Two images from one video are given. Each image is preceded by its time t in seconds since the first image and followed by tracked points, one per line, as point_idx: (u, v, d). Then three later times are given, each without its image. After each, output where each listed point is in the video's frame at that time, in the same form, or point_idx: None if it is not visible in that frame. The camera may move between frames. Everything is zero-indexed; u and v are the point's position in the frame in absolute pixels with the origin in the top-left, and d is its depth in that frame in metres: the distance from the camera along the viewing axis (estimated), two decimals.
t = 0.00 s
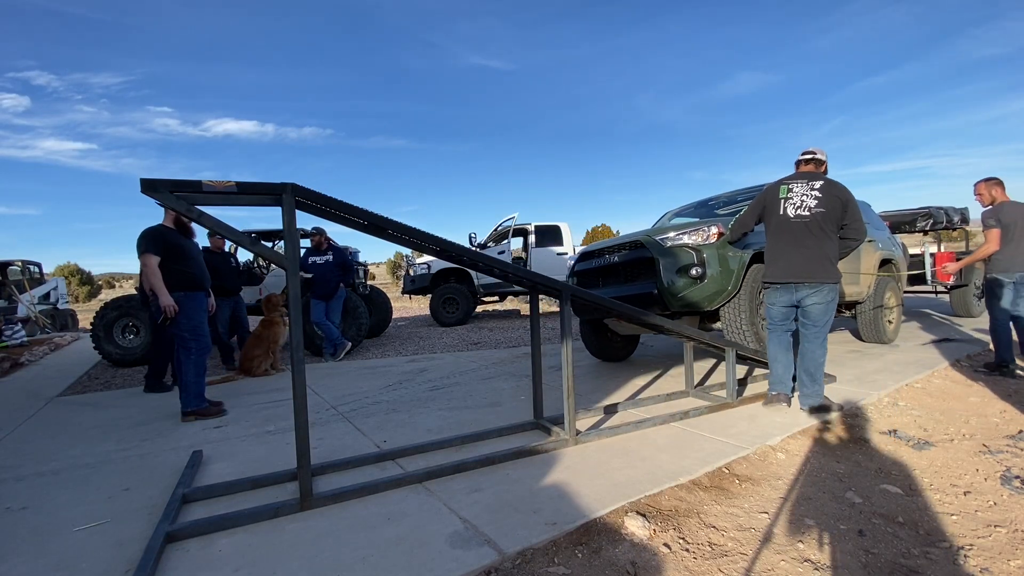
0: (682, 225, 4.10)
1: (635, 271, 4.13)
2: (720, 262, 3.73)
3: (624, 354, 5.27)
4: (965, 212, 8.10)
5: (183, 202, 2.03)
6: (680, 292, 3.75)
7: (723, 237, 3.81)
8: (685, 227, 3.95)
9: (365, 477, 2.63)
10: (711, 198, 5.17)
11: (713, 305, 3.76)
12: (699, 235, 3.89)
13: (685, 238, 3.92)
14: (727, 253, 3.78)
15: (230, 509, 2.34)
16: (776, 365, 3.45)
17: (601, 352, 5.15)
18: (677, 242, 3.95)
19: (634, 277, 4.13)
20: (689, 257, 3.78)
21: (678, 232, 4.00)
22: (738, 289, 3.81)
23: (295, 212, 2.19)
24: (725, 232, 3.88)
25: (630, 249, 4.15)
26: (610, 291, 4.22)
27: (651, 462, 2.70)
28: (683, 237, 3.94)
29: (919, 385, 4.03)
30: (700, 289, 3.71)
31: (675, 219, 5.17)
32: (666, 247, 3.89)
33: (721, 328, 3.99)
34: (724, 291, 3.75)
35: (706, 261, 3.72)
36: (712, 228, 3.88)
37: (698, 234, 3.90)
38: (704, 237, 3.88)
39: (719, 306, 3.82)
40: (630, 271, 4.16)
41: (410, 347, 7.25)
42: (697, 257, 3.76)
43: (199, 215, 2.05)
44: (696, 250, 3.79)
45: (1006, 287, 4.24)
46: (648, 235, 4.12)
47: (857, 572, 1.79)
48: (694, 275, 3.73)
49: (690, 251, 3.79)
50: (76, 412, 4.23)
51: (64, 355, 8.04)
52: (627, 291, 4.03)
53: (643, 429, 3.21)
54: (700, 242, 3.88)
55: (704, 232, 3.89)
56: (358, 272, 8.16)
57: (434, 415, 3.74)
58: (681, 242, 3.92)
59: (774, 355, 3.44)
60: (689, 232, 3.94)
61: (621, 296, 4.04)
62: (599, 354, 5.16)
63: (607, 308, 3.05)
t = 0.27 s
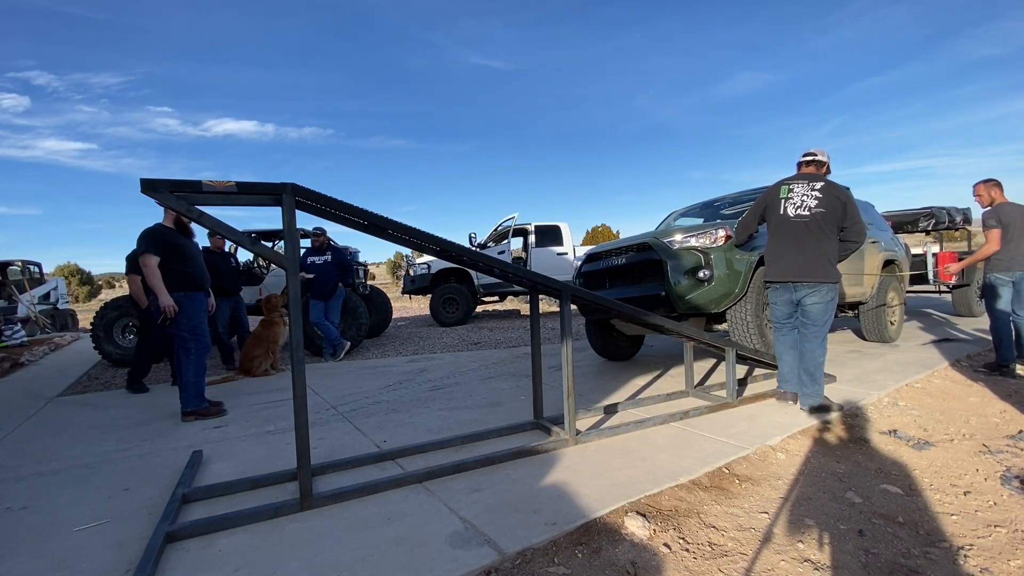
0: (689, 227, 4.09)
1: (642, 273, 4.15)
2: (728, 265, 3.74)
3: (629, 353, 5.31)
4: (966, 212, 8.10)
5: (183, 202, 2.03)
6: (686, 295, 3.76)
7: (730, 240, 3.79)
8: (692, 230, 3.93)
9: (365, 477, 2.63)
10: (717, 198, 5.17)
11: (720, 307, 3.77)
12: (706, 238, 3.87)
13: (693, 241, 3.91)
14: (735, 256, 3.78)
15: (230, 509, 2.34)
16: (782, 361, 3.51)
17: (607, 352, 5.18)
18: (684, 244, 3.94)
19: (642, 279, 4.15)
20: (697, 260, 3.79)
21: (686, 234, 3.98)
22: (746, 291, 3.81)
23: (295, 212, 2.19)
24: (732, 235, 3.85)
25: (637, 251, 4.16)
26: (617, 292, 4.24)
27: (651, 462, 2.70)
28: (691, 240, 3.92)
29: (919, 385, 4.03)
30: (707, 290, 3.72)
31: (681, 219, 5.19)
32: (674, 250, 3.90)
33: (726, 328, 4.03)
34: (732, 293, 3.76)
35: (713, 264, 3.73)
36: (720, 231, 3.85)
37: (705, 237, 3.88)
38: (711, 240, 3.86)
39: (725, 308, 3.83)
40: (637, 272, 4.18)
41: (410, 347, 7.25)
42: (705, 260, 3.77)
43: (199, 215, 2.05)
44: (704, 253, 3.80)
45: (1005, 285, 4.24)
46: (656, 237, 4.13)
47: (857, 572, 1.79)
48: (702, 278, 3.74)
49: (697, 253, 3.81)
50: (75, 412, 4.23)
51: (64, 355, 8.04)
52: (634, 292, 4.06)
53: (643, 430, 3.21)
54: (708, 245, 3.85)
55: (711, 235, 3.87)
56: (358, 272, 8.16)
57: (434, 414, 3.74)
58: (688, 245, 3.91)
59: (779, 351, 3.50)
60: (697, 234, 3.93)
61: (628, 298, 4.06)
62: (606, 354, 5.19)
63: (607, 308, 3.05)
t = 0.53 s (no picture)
0: (694, 228, 4.05)
1: (647, 273, 4.16)
2: (733, 266, 3.73)
3: (632, 352, 5.34)
4: (968, 212, 8.10)
5: (183, 202, 2.03)
6: (691, 296, 3.78)
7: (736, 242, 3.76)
8: (697, 231, 3.91)
9: (365, 477, 2.63)
10: (722, 198, 5.17)
11: (725, 309, 3.77)
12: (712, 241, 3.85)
13: (699, 243, 3.89)
14: (740, 257, 3.76)
15: (230, 509, 2.34)
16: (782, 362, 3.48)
17: (611, 352, 5.22)
18: (689, 245, 3.92)
19: (648, 279, 4.17)
20: (702, 261, 3.79)
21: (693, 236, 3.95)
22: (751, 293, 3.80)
23: (295, 212, 2.19)
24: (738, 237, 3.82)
25: (643, 252, 4.17)
26: (622, 292, 4.25)
27: (651, 462, 2.70)
28: (696, 241, 3.90)
29: (919, 385, 4.03)
30: (712, 291, 3.72)
31: (686, 219, 5.19)
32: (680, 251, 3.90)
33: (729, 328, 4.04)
34: (737, 295, 3.75)
35: (719, 265, 3.72)
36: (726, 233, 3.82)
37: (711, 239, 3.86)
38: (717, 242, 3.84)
39: (731, 310, 3.83)
40: (642, 272, 4.20)
41: (410, 347, 7.25)
42: (710, 261, 3.76)
43: (199, 215, 2.05)
44: (710, 255, 3.79)
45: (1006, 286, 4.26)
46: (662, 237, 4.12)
47: (857, 572, 1.79)
48: (708, 280, 3.74)
49: (703, 254, 3.81)
50: (76, 412, 4.23)
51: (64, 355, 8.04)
52: (640, 293, 4.07)
53: (643, 430, 3.21)
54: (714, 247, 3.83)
55: (717, 237, 3.85)
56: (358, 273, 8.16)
57: (434, 414, 3.74)
58: (694, 246, 3.89)
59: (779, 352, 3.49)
60: (703, 236, 3.90)
61: (633, 299, 4.08)
62: (611, 353, 5.22)
63: (607, 308, 3.04)
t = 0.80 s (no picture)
0: (697, 230, 4.04)
1: (650, 275, 4.17)
2: (736, 269, 3.73)
3: (635, 352, 5.35)
4: (970, 212, 8.10)
5: (183, 202, 2.03)
6: (695, 298, 3.78)
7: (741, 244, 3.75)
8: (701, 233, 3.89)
9: (365, 477, 2.63)
10: (725, 198, 5.18)
11: (729, 311, 3.77)
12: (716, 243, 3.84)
13: (703, 245, 3.87)
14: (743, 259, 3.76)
15: (230, 509, 2.34)
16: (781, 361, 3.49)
17: (614, 351, 5.24)
18: (693, 248, 3.89)
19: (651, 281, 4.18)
20: (706, 263, 3.79)
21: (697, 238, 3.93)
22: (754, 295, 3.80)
23: (295, 212, 2.19)
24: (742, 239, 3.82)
25: (646, 253, 4.17)
26: (626, 293, 4.27)
27: (651, 462, 2.70)
28: (700, 243, 3.88)
29: (919, 385, 4.03)
30: (715, 293, 3.72)
31: (689, 220, 5.20)
32: (683, 253, 3.90)
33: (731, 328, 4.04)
34: (740, 297, 3.75)
35: (722, 268, 3.72)
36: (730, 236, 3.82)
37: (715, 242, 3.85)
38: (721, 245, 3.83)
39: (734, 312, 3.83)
40: (645, 274, 4.20)
41: (410, 347, 7.25)
42: (714, 263, 3.76)
43: (199, 215, 2.05)
44: (714, 257, 3.78)
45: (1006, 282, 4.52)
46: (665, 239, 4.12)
47: (857, 572, 1.79)
48: (711, 282, 3.74)
49: (706, 256, 3.81)
50: (76, 412, 4.23)
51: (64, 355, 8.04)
52: (643, 295, 4.08)
53: (643, 430, 3.21)
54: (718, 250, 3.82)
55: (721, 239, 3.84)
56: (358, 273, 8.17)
57: (435, 414, 3.74)
58: (698, 248, 3.88)
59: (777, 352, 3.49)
60: (707, 238, 3.89)
61: (636, 300, 4.09)
62: (614, 353, 5.24)
63: (607, 308, 3.04)
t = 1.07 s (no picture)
0: (702, 231, 4.03)
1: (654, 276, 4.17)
2: (740, 270, 3.72)
3: (639, 352, 5.37)
4: (971, 212, 8.10)
5: (183, 202, 2.04)
6: (700, 300, 3.78)
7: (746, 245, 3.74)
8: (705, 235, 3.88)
9: (365, 477, 2.63)
10: (729, 198, 5.17)
11: (733, 312, 3.77)
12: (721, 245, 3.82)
13: (708, 246, 3.86)
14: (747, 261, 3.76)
15: (230, 509, 2.34)
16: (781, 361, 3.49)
17: (617, 351, 5.25)
18: (698, 249, 3.88)
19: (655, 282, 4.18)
20: (710, 265, 3.78)
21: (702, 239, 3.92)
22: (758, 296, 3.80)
23: (295, 212, 2.19)
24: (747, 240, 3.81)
25: (651, 254, 4.18)
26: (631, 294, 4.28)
27: (651, 462, 2.70)
28: (705, 244, 3.87)
29: (919, 385, 4.03)
30: (720, 295, 3.72)
31: (693, 220, 5.20)
32: (688, 254, 3.90)
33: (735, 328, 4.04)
34: (744, 298, 3.75)
35: (727, 269, 3.72)
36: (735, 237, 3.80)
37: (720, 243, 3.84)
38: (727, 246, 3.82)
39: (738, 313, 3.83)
40: (650, 275, 4.19)
41: (410, 347, 7.25)
42: (718, 265, 3.76)
43: (199, 215, 2.05)
44: (718, 259, 3.78)
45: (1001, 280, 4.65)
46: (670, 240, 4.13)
47: (857, 572, 1.79)
48: (716, 284, 3.74)
49: (711, 258, 3.80)
50: (76, 412, 4.24)
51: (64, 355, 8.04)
52: (647, 296, 4.09)
53: (643, 429, 3.21)
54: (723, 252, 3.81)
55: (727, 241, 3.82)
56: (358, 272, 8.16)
57: (435, 414, 3.74)
58: (703, 249, 3.87)
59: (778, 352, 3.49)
60: (712, 239, 3.88)
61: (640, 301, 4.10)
62: (618, 352, 5.26)
63: (607, 307, 3.04)
